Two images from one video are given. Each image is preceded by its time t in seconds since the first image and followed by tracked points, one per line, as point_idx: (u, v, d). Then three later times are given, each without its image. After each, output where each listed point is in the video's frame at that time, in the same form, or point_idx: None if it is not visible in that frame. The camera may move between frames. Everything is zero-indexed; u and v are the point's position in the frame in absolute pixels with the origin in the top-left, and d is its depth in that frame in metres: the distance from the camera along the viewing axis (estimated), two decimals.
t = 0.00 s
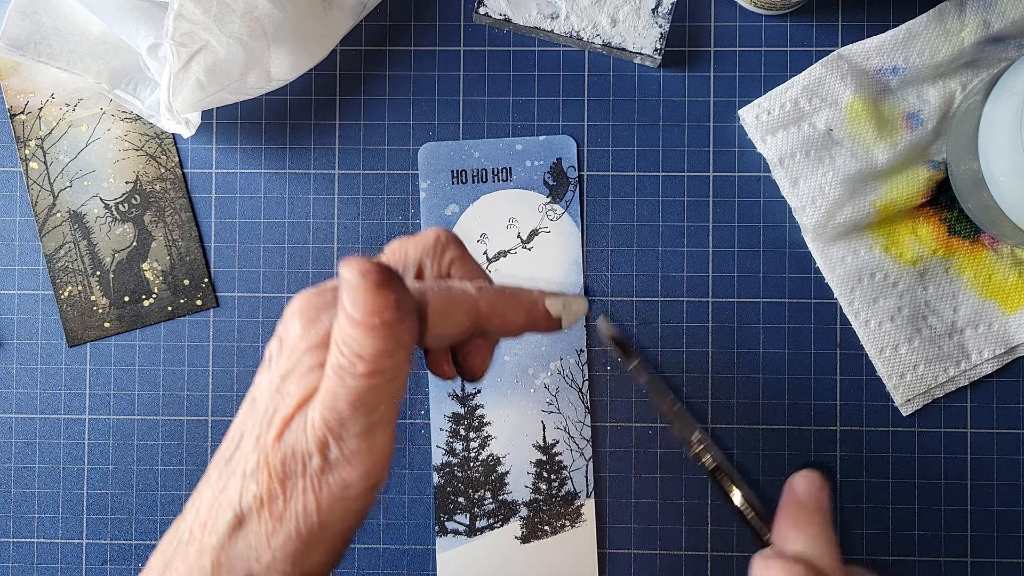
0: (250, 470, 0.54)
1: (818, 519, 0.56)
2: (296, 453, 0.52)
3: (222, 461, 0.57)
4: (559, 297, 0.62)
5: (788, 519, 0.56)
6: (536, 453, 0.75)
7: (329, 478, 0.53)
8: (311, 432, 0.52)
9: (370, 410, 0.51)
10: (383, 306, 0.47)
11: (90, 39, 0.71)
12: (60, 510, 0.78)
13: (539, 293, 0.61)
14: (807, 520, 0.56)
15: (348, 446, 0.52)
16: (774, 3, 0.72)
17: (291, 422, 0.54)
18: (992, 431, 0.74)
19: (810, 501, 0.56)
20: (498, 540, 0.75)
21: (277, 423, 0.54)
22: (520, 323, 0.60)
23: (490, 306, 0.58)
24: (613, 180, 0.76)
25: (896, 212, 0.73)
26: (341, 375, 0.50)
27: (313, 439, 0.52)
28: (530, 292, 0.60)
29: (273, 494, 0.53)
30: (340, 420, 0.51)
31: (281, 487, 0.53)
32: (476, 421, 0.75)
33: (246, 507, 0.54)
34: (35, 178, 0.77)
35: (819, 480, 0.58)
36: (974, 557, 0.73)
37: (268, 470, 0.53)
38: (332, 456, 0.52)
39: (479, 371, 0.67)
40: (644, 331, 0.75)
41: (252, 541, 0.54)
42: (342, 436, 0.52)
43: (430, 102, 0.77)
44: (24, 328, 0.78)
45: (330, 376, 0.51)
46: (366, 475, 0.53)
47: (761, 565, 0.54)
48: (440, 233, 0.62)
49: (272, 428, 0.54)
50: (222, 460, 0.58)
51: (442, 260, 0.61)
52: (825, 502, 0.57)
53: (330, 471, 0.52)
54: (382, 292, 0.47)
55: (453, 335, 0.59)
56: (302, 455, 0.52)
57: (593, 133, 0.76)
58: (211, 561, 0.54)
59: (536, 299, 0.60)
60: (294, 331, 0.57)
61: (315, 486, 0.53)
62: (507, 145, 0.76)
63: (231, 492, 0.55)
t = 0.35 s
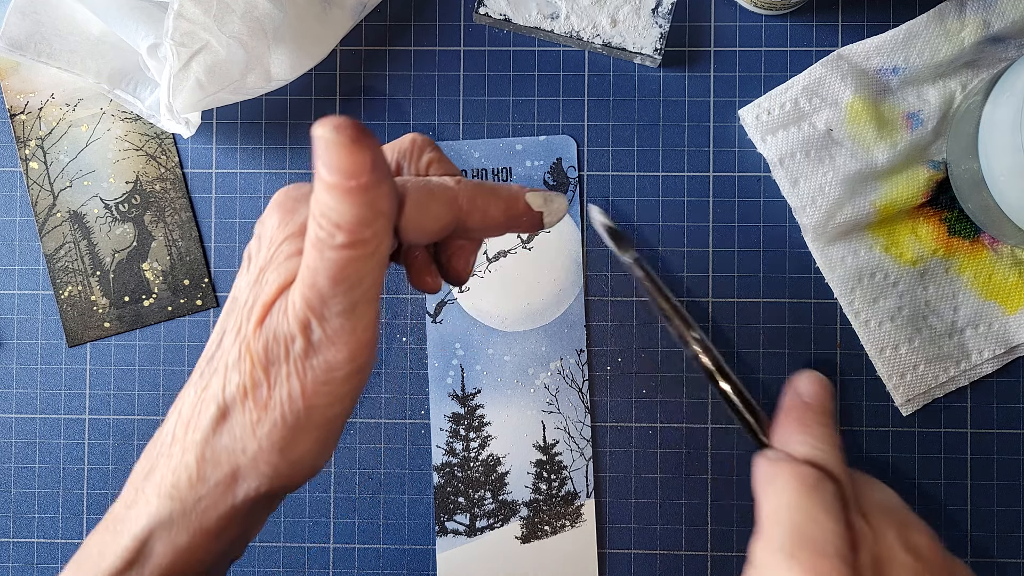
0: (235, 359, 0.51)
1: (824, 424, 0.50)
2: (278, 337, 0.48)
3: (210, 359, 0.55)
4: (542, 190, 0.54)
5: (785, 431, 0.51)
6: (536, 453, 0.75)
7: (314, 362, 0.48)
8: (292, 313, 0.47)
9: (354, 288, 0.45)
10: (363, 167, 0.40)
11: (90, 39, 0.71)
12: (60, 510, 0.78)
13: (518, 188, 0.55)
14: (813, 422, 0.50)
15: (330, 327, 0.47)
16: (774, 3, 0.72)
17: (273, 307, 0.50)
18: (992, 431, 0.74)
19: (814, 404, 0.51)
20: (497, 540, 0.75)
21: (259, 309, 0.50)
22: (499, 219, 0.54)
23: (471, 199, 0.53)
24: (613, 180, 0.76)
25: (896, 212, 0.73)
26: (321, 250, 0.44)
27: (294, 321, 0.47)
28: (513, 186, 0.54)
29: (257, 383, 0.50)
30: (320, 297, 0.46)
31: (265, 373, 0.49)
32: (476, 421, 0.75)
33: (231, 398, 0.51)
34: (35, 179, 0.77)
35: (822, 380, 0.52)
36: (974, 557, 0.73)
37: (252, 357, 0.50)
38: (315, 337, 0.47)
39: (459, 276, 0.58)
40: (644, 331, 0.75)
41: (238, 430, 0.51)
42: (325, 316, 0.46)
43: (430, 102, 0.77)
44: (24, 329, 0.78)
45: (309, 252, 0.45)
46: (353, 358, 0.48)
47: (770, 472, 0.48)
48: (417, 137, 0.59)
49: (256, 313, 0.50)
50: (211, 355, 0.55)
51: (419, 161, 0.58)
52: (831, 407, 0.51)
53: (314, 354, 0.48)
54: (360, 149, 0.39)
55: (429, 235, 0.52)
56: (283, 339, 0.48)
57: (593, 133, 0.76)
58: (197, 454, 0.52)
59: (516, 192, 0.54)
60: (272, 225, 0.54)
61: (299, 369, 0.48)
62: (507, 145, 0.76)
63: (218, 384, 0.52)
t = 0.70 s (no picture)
0: (266, 286, 0.52)
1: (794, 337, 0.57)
2: (305, 264, 0.49)
3: (243, 288, 0.57)
4: (553, 129, 0.56)
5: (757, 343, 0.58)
6: (536, 453, 0.75)
7: (339, 289, 0.49)
8: (319, 240, 0.48)
9: (379, 216, 0.46)
10: (387, 98, 0.41)
11: (90, 39, 0.71)
12: (60, 510, 0.78)
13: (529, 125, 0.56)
14: (781, 335, 0.57)
15: (356, 255, 0.47)
16: (774, 3, 0.72)
17: (303, 235, 0.51)
18: (992, 431, 0.74)
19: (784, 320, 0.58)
20: (497, 540, 0.75)
21: (291, 237, 0.52)
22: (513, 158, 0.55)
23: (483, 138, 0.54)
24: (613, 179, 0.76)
25: (896, 212, 0.73)
26: (348, 179, 0.45)
27: (320, 247, 0.48)
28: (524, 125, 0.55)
29: (286, 307, 0.51)
30: (347, 225, 0.46)
31: (293, 297, 0.50)
32: (476, 421, 0.75)
33: (260, 322, 0.52)
34: (35, 178, 0.77)
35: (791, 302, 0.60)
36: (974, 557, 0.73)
37: (280, 283, 0.50)
38: (341, 265, 0.48)
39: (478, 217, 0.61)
40: (644, 331, 0.75)
41: (268, 353, 0.52)
42: (350, 244, 0.47)
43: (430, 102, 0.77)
44: (24, 329, 0.78)
45: (336, 179, 0.46)
46: (379, 285, 0.49)
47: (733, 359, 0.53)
48: (430, 82, 0.61)
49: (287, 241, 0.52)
50: (245, 284, 0.57)
51: (433, 105, 0.60)
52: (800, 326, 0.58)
53: (340, 281, 0.49)
54: (384, 82, 0.41)
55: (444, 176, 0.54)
56: (310, 266, 0.49)
57: (593, 133, 0.76)
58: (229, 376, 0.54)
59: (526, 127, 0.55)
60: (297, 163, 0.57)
61: (326, 295, 0.49)
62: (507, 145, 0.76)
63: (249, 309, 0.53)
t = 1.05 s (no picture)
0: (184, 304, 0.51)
1: (797, 276, 0.52)
2: (220, 275, 0.49)
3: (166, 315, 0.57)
4: (489, 120, 0.57)
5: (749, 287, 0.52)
6: (536, 453, 0.75)
7: (255, 299, 0.49)
8: (232, 250, 0.48)
9: (289, 220, 0.47)
10: (280, 95, 0.44)
11: (90, 39, 0.71)
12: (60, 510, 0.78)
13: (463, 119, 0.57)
14: (787, 280, 0.52)
15: (270, 261, 0.48)
16: (774, 3, 0.72)
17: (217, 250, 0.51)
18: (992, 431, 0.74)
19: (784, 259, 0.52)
20: (497, 541, 0.75)
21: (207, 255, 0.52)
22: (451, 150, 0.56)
23: (419, 133, 0.55)
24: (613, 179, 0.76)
25: (896, 212, 0.73)
26: (252, 183, 0.46)
27: (233, 256, 0.48)
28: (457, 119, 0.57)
29: (205, 320, 0.50)
30: (256, 232, 0.47)
31: (211, 310, 0.49)
32: (476, 421, 0.75)
33: (181, 339, 0.51)
34: (35, 178, 0.77)
35: (793, 237, 0.53)
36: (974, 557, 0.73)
37: (198, 297, 0.50)
38: (256, 273, 0.48)
39: (424, 215, 0.64)
40: (644, 331, 0.75)
41: (189, 371, 0.51)
42: (263, 250, 0.47)
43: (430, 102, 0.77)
44: (24, 328, 0.78)
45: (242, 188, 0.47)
46: (296, 291, 0.49)
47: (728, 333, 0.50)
48: (366, 89, 0.63)
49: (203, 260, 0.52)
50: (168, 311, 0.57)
51: (370, 109, 0.61)
52: (803, 261, 0.53)
53: (256, 289, 0.48)
54: (274, 80, 0.43)
55: (383, 172, 0.56)
56: (225, 277, 0.49)
57: (593, 133, 0.76)
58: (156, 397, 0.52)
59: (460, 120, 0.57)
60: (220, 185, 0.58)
61: (242, 305, 0.49)
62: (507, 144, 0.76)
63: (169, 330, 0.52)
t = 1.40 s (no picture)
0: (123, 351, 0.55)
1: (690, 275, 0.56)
2: (153, 322, 0.52)
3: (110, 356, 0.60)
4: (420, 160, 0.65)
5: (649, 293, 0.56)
6: (536, 453, 0.75)
7: (187, 343, 0.52)
8: (164, 299, 0.51)
9: (214, 267, 0.50)
10: (195, 150, 0.46)
11: (90, 39, 0.71)
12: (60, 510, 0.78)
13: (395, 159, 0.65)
14: (677, 278, 0.56)
15: (199, 308, 0.51)
16: (774, 3, 0.72)
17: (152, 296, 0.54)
18: (992, 431, 0.74)
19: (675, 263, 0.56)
20: (497, 541, 0.75)
21: (142, 300, 0.55)
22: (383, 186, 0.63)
23: (349, 176, 0.61)
24: (613, 180, 0.76)
25: (896, 212, 0.73)
26: (177, 233, 0.49)
27: (164, 304, 0.51)
28: (391, 161, 0.64)
29: (141, 366, 0.53)
30: (183, 280, 0.50)
31: (147, 356, 0.53)
32: (476, 421, 0.75)
33: (121, 384, 0.54)
34: (35, 178, 0.77)
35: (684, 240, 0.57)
36: (974, 557, 0.73)
37: (135, 343, 0.53)
38: (186, 319, 0.51)
39: (364, 252, 0.70)
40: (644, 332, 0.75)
41: (130, 414, 0.54)
42: (191, 298, 0.51)
43: (430, 102, 0.77)
44: (24, 329, 0.78)
45: (170, 239, 0.50)
46: (224, 335, 0.52)
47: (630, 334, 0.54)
48: (306, 134, 0.69)
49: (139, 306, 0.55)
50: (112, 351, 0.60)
51: (309, 153, 0.68)
52: (694, 262, 0.56)
53: (187, 334, 0.52)
54: (189, 137, 0.45)
55: (319, 216, 0.61)
56: (158, 323, 0.52)
57: (593, 133, 0.76)
58: (100, 441, 0.56)
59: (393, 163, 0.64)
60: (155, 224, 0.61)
61: (174, 350, 0.52)
62: (507, 145, 0.76)
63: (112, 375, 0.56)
